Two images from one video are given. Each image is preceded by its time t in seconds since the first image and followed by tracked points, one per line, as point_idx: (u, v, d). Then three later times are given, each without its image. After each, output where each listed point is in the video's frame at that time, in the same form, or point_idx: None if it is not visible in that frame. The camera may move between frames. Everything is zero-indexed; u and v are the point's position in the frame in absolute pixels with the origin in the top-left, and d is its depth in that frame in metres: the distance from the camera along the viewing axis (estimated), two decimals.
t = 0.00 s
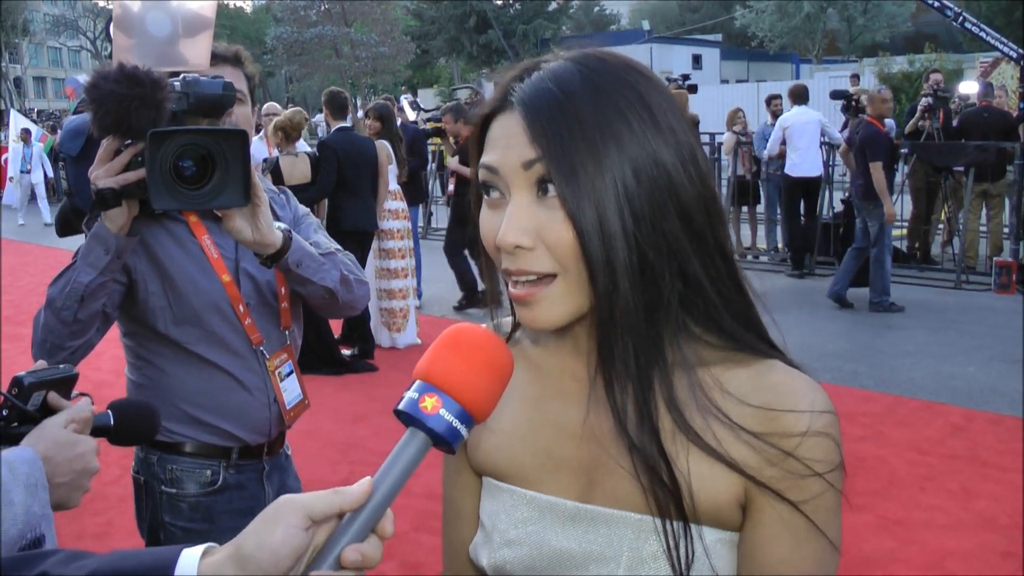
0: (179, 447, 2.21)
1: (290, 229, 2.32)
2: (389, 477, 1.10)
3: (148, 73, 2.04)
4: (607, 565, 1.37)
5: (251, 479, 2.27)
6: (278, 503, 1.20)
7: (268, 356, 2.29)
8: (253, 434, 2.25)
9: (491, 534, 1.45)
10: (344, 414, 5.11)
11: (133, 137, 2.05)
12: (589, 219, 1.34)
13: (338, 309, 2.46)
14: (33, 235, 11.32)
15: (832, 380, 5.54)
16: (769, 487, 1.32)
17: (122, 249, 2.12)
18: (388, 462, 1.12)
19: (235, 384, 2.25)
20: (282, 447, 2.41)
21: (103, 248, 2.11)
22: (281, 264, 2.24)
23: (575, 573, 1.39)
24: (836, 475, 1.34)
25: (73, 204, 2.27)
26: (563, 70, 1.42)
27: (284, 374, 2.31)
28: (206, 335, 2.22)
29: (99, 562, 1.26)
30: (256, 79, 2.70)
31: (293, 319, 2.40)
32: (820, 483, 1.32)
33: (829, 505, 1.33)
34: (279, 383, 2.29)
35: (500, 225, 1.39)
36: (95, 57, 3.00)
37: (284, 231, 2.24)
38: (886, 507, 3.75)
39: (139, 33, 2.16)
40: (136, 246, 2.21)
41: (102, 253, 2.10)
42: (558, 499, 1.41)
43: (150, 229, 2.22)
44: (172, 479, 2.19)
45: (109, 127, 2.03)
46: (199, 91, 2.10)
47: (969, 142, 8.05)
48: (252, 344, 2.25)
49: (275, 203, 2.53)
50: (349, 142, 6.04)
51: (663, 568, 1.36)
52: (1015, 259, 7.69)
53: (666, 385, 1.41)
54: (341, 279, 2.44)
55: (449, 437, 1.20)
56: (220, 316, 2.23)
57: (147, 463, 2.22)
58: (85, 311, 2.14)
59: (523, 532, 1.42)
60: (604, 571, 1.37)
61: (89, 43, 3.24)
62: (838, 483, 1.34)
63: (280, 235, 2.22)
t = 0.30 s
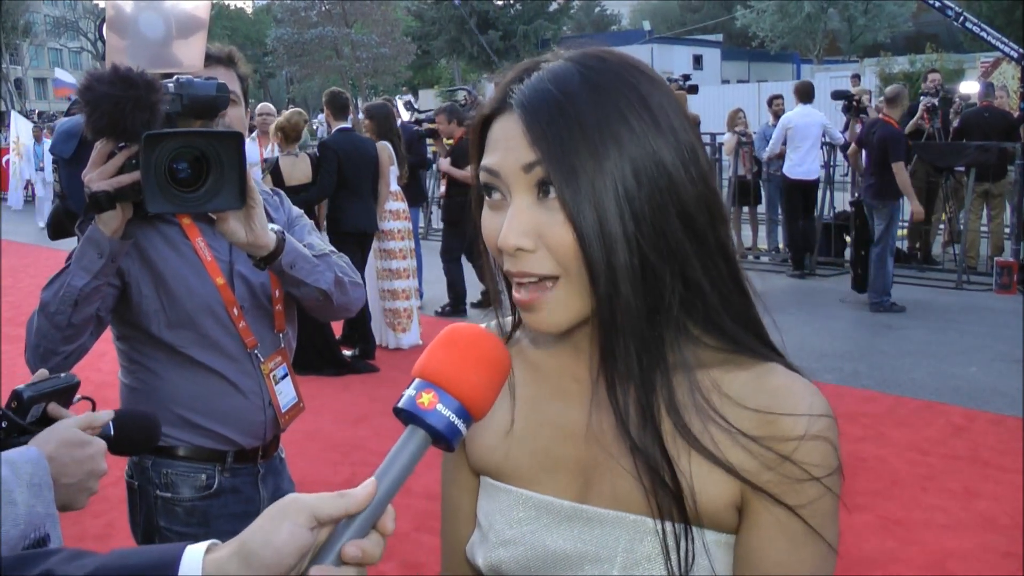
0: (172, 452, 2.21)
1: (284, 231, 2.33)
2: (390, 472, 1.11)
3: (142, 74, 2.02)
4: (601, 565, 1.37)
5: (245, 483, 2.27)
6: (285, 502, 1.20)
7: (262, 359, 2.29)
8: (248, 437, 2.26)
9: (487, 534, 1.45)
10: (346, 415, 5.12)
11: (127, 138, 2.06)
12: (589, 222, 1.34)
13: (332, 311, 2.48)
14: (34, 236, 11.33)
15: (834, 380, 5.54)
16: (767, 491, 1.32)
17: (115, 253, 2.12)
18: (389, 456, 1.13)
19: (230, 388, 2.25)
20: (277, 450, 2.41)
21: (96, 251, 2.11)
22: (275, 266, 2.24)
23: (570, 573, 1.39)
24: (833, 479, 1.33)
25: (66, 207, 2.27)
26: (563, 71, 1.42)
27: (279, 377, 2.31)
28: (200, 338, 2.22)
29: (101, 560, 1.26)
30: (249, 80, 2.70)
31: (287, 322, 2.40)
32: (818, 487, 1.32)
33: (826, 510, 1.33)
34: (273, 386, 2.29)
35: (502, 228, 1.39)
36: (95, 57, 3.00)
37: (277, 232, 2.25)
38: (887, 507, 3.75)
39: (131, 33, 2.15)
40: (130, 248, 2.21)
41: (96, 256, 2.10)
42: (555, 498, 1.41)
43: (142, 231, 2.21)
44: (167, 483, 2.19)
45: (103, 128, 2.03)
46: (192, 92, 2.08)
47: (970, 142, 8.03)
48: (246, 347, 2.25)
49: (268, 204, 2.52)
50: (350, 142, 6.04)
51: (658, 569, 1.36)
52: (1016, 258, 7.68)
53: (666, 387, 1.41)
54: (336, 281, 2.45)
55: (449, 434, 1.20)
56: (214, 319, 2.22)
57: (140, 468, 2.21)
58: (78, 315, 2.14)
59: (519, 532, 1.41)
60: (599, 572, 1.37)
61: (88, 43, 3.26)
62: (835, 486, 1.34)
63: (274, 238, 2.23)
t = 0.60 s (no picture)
0: (170, 454, 2.21)
1: (284, 234, 2.34)
2: (388, 473, 1.11)
3: (140, 74, 2.04)
4: (602, 563, 1.37)
5: (245, 485, 2.28)
6: (284, 502, 1.20)
7: (261, 361, 2.29)
8: (247, 439, 2.26)
9: (485, 534, 1.45)
10: (346, 416, 5.12)
11: (126, 140, 2.06)
12: (586, 229, 1.34)
13: (332, 313, 2.48)
14: (36, 236, 11.33)
15: (834, 381, 5.53)
16: (768, 489, 1.32)
17: (114, 254, 2.11)
18: (387, 456, 1.12)
19: (229, 390, 2.25)
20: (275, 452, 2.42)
21: (96, 253, 2.10)
22: (275, 268, 2.26)
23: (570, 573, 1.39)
24: (834, 474, 1.33)
25: (65, 209, 2.24)
26: (550, 78, 1.42)
27: (277, 379, 2.32)
28: (199, 340, 2.22)
29: (100, 560, 1.29)
30: (247, 80, 2.71)
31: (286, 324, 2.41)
32: (818, 483, 1.32)
33: (828, 505, 1.33)
34: (272, 389, 2.30)
35: (500, 238, 1.39)
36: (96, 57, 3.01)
37: (277, 235, 2.26)
38: (888, 509, 3.74)
39: (130, 34, 2.16)
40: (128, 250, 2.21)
41: (95, 258, 2.09)
42: (554, 499, 1.41)
43: (140, 232, 2.21)
44: (166, 486, 2.18)
45: (102, 129, 2.04)
46: (191, 92, 2.08)
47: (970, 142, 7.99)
48: (245, 349, 2.25)
49: (267, 206, 2.53)
50: (351, 143, 6.04)
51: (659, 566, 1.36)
52: (1018, 260, 7.67)
53: (665, 390, 1.41)
54: (335, 282, 2.45)
55: (447, 432, 1.20)
56: (212, 320, 2.23)
57: (138, 471, 2.20)
58: (77, 317, 2.13)
59: (517, 532, 1.41)
60: (600, 571, 1.37)
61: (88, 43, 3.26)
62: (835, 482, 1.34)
63: (273, 240, 2.24)
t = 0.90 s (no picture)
0: (170, 458, 2.21)
1: (286, 238, 2.34)
2: (390, 478, 1.11)
3: (143, 76, 2.02)
4: (602, 564, 1.37)
5: (245, 488, 2.28)
6: (285, 505, 1.20)
7: (261, 364, 2.30)
8: (246, 442, 2.26)
9: (482, 538, 1.44)
10: (347, 416, 5.12)
11: (127, 142, 2.06)
12: (584, 231, 1.35)
13: (333, 316, 2.49)
14: (36, 237, 11.32)
15: (835, 381, 5.53)
16: (766, 487, 1.32)
17: (115, 256, 2.12)
18: (389, 462, 1.13)
19: (229, 393, 2.25)
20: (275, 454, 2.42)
21: (96, 255, 2.10)
22: (277, 273, 2.26)
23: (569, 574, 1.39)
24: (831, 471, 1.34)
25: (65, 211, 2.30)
26: (549, 79, 1.42)
27: (277, 382, 2.32)
28: (199, 343, 2.23)
29: (103, 561, 1.26)
30: (247, 81, 2.72)
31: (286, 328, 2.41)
32: (817, 481, 1.32)
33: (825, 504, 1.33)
34: (273, 391, 2.30)
35: (497, 241, 1.39)
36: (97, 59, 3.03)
37: (280, 240, 2.26)
38: (889, 509, 3.74)
39: (132, 35, 2.16)
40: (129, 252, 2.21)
41: (96, 260, 2.09)
42: (553, 500, 1.41)
43: (141, 234, 2.22)
44: (165, 489, 2.19)
45: (104, 131, 2.03)
46: (193, 94, 2.09)
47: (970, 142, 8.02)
48: (244, 352, 2.26)
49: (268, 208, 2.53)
50: (352, 144, 6.05)
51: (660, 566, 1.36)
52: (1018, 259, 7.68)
53: (665, 391, 1.41)
54: (337, 287, 2.46)
55: (449, 438, 1.20)
56: (212, 323, 2.23)
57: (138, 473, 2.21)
58: (77, 319, 2.13)
59: (515, 535, 1.41)
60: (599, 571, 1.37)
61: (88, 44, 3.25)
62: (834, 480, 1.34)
63: (277, 244, 2.24)
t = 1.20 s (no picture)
0: (170, 460, 2.21)
1: (288, 240, 2.35)
2: (391, 475, 1.11)
3: (141, 77, 2.03)
4: (620, 561, 1.37)
5: (245, 490, 2.29)
6: (287, 504, 1.20)
7: (261, 366, 2.30)
8: (247, 444, 2.26)
9: (489, 545, 1.43)
10: (348, 417, 5.12)
11: (126, 143, 2.06)
12: (573, 233, 1.34)
13: (334, 319, 2.49)
14: (37, 238, 11.33)
15: (835, 382, 5.53)
16: (774, 469, 1.34)
17: (114, 258, 2.12)
18: (390, 460, 1.13)
19: (229, 395, 2.26)
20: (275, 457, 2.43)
21: (96, 256, 2.10)
22: (278, 276, 2.26)
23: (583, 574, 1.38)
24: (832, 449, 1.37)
25: (65, 212, 2.29)
26: (537, 83, 1.41)
27: (278, 384, 2.32)
28: (199, 345, 2.23)
29: (104, 561, 1.27)
30: (248, 82, 2.72)
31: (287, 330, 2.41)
32: (819, 459, 1.35)
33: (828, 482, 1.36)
34: (273, 394, 2.30)
35: (487, 242, 1.39)
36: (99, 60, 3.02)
37: (281, 242, 2.27)
38: (890, 510, 3.74)
39: (133, 36, 2.16)
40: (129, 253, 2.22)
41: (95, 261, 2.09)
42: (561, 500, 1.41)
43: (141, 235, 2.22)
44: (165, 492, 2.19)
45: (103, 132, 2.04)
46: (193, 95, 2.10)
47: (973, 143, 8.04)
48: (245, 353, 2.26)
49: (269, 210, 2.54)
50: (353, 146, 6.06)
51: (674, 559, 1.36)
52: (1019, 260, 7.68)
53: (660, 389, 1.42)
54: (338, 289, 2.46)
55: (449, 437, 1.21)
56: (212, 324, 2.23)
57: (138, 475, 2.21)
58: (77, 321, 2.14)
59: (525, 539, 1.40)
60: (618, 569, 1.37)
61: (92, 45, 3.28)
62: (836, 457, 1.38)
63: (277, 246, 2.25)
